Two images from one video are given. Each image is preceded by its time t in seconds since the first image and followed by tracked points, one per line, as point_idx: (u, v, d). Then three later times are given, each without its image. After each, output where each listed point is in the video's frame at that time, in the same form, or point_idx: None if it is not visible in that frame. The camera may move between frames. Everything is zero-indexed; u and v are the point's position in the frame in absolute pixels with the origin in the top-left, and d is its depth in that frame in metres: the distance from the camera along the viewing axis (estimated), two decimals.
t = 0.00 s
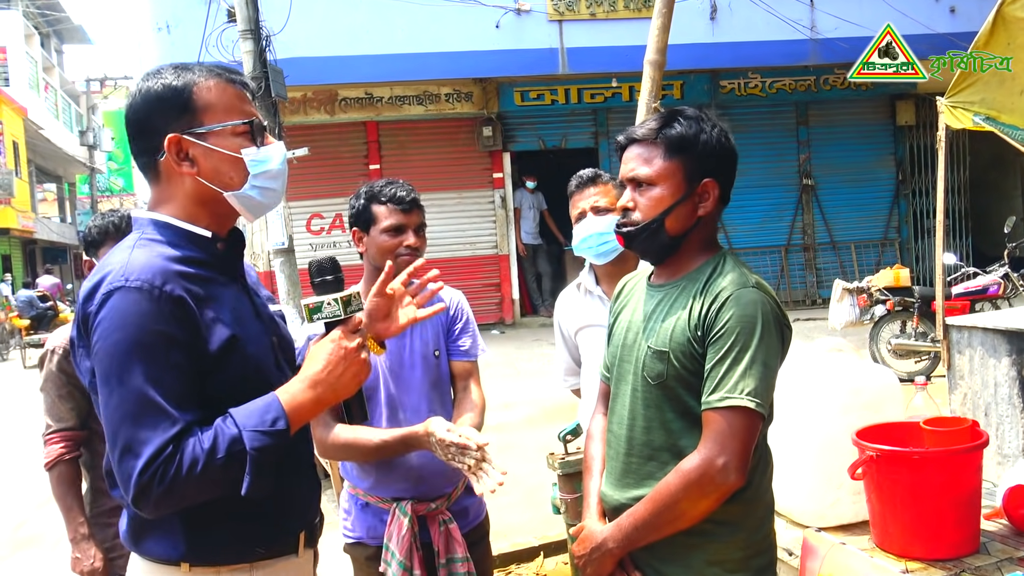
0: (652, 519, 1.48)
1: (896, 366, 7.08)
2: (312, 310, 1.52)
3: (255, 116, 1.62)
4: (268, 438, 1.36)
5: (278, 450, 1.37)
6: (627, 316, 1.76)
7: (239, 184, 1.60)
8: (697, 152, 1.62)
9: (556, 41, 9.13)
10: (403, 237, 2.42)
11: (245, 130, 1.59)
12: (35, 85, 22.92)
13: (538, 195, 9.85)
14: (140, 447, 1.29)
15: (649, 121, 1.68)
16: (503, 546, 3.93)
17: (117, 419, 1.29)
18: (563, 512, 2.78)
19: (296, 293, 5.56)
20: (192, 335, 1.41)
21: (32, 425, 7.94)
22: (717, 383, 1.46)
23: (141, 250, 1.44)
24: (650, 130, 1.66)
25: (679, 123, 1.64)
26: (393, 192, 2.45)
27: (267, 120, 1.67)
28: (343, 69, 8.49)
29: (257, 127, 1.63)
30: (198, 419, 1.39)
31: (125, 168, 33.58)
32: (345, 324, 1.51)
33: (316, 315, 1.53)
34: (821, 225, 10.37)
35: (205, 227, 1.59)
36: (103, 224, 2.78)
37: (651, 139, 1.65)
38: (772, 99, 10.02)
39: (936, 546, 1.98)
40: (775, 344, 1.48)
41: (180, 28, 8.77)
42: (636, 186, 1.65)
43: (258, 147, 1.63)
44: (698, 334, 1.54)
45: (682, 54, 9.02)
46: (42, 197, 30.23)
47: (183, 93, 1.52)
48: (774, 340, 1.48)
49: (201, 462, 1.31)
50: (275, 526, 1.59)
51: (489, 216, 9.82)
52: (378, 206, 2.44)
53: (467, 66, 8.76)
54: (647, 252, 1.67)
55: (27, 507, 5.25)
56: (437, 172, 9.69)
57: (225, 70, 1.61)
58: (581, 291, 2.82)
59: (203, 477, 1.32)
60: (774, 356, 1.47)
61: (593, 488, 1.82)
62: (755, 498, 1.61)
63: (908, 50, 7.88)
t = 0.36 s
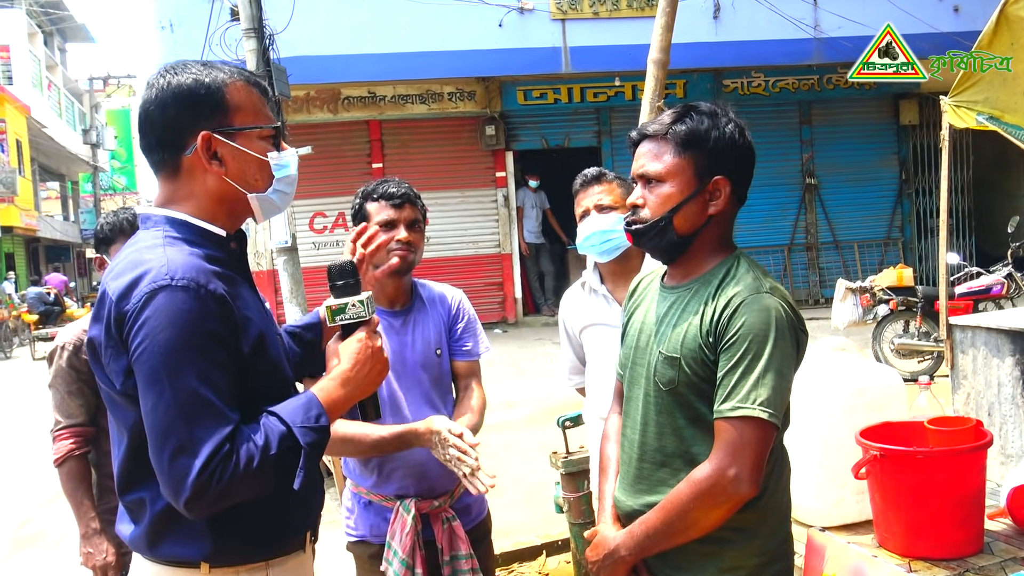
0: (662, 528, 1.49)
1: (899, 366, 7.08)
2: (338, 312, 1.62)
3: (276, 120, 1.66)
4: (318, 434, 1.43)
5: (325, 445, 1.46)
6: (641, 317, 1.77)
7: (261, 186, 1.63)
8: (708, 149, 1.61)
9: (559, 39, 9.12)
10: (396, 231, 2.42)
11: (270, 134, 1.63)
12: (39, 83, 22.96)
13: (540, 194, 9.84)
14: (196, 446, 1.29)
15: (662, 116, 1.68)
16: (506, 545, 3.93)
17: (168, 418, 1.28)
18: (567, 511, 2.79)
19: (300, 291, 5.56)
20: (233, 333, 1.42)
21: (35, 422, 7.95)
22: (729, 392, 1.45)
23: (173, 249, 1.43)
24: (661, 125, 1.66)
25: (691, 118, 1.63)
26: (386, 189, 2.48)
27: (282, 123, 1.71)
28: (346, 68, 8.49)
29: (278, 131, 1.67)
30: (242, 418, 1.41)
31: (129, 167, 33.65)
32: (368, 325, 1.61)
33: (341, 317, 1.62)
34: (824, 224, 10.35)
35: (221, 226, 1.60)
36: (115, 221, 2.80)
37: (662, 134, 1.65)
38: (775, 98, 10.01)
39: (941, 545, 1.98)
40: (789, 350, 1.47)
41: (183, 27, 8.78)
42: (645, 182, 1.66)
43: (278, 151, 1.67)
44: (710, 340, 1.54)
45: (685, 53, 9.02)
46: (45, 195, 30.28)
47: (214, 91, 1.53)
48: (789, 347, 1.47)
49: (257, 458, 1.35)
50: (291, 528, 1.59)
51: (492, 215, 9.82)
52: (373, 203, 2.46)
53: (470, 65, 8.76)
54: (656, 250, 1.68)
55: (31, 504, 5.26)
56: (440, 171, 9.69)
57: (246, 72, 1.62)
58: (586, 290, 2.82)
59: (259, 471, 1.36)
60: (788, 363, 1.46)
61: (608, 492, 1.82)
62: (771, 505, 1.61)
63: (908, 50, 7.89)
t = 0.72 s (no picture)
0: (674, 535, 1.50)
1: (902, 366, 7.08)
2: (340, 317, 1.57)
3: (270, 119, 1.60)
4: (316, 438, 1.43)
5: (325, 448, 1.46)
6: (658, 317, 1.78)
7: (245, 188, 1.59)
8: (718, 146, 1.61)
9: (562, 38, 9.13)
10: (398, 230, 2.43)
11: (255, 133, 1.57)
12: (43, 82, 22.99)
13: (543, 193, 9.75)
14: (192, 447, 1.29)
15: (673, 112, 1.69)
16: (509, 544, 3.94)
17: (164, 419, 1.28)
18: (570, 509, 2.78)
19: (303, 290, 5.57)
20: (233, 333, 1.42)
21: (39, 420, 7.98)
22: (741, 399, 1.45)
23: (175, 247, 1.44)
24: (672, 122, 1.67)
25: (701, 115, 1.63)
26: (390, 188, 2.51)
27: (284, 122, 1.64)
28: (349, 66, 8.50)
29: (271, 130, 1.60)
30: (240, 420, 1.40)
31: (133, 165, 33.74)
32: (370, 331, 1.58)
33: (343, 322, 1.57)
34: (827, 224, 10.35)
35: (217, 225, 1.60)
36: (124, 218, 2.81)
37: (673, 131, 1.66)
38: (779, 98, 9.99)
39: (945, 545, 1.98)
40: (803, 354, 1.45)
41: (186, 25, 8.79)
42: (656, 181, 1.67)
43: (269, 151, 1.60)
44: (722, 345, 1.54)
45: (688, 53, 9.02)
46: (48, 193, 30.31)
47: (198, 91, 1.52)
48: (803, 351, 1.45)
49: (254, 461, 1.35)
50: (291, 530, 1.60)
51: (495, 214, 9.83)
52: (377, 202, 2.49)
53: (473, 64, 8.77)
54: (670, 250, 1.69)
55: (35, 501, 5.28)
56: (442, 170, 9.71)
57: (249, 70, 1.60)
58: (590, 288, 2.83)
59: (256, 475, 1.35)
60: (803, 367, 1.44)
61: (625, 492, 1.86)
62: (784, 513, 1.62)
63: (908, 50, 7.90)
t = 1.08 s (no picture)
0: (682, 535, 1.51)
1: (904, 364, 7.09)
2: (327, 318, 1.55)
3: (256, 122, 1.58)
4: (285, 446, 1.40)
5: (296, 456, 1.42)
6: (669, 314, 1.79)
7: (226, 190, 1.58)
8: (738, 144, 1.61)
9: (563, 38, 9.13)
10: (397, 232, 2.44)
11: (238, 135, 1.56)
12: (44, 82, 22.99)
13: (545, 193, 9.87)
14: (155, 455, 1.30)
15: (693, 109, 1.68)
16: (512, 543, 3.96)
17: (133, 424, 1.30)
18: (573, 510, 2.80)
19: (304, 290, 5.58)
20: (209, 337, 1.42)
21: (42, 421, 7.99)
22: (755, 400, 1.45)
23: (152, 251, 1.45)
24: (691, 119, 1.66)
25: (721, 112, 1.63)
26: (388, 190, 2.50)
27: (276, 126, 1.62)
28: (350, 67, 8.52)
29: (256, 133, 1.58)
30: (213, 426, 1.40)
31: (134, 166, 33.84)
32: (358, 333, 1.53)
33: (330, 323, 1.55)
34: (828, 223, 10.34)
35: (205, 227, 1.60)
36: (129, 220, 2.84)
37: (692, 128, 1.66)
38: (780, 97, 9.99)
39: (948, 544, 1.97)
40: (818, 357, 1.45)
41: (188, 26, 8.80)
42: (674, 179, 1.67)
43: (254, 154, 1.58)
44: (736, 344, 1.54)
45: (690, 52, 9.02)
46: (49, 195, 30.31)
47: (185, 92, 1.53)
48: (818, 353, 1.45)
49: (220, 469, 1.34)
50: (280, 534, 1.59)
51: (497, 214, 9.84)
52: (376, 204, 2.48)
53: (474, 64, 8.78)
54: (685, 249, 1.69)
55: (38, 502, 5.29)
56: (444, 170, 9.72)
57: (243, 73, 1.58)
58: (592, 287, 2.83)
59: (222, 483, 1.35)
60: (818, 367, 1.44)
61: (632, 493, 1.86)
62: (794, 515, 1.63)
63: (908, 50, 7.91)
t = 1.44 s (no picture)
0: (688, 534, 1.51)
1: (905, 364, 7.09)
2: (339, 321, 1.52)
3: (292, 124, 1.64)
4: (298, 447, 1.40)
5: (308, 456, 1.42)
6: (670, 315, 1.79)
7: (268, 189, 1.61)
8: (741, 143, 1.61)
9: (564, 38, 9.11)
10: (387, 235, 2.44)
11: (281, 137, 1.60)
12: (45, 82, 22.99)
13: (546, 193, 9.89)
14: (168, 454, 1.30)
15: (694, 110, 1.69)
16: (514, 543, 3.97)
17: (145, 424, 1.30)
18: (573, 510, 2.81)
19: (307, 290, 5.58)
20: (220, 337, 1.42)
21: (44, 420, 8.01)
22: (760, 400, 1.45)
23: (165, 250, 1.46)
24: (693, 119, 1.67)
25: (723, 112, 1.63)
26: (374, 193, 2.50)
27: (300, 127, 1.68)
28: (352, 66, 8.58)
29: (293, 135, 1.64)
30: (225, 426, 1.40)
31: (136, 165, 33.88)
32: (370, 336, 1.51)
33: (343, 326, 1.52)
34: (830, 223, 10.34)
35: (225, 228, 1.60)
36: (130, 220, 2.85)
37: (694, 128, 1.66)
38: (781, 97, 10.00)
39: (951, 542, 1.98)
40: (822, 355, 1.45)
41: (189, 26, 8.81)
42: (678, 179, 1.67)
43: (292, 156, 1.63)
44: (739, 343, 1.54)
45: (692, 52, 9.06)
46: (50, 195, 30.30)
47: (223, 91, 1.53)
48: (822, 351, 1.45)
49: (232, 469, 1.34)
50: (288, 533, 1.59)
51: (498, 214, 9.84)
52: (362, 209, 2.49)
53: (475, 64, 8.83)
54: (688, 248, 1.69)
55: (40, 502, 5.31)
56: (445, 170, 9.72)
57: (267, 73, 1.61)
58: (594, 288, 2.83)
59: (233, 484, 1.35)
60: (820, 365, 1.44)
61: (635, 492, 1.87)
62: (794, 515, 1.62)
63: (908, 50, 7.92)
